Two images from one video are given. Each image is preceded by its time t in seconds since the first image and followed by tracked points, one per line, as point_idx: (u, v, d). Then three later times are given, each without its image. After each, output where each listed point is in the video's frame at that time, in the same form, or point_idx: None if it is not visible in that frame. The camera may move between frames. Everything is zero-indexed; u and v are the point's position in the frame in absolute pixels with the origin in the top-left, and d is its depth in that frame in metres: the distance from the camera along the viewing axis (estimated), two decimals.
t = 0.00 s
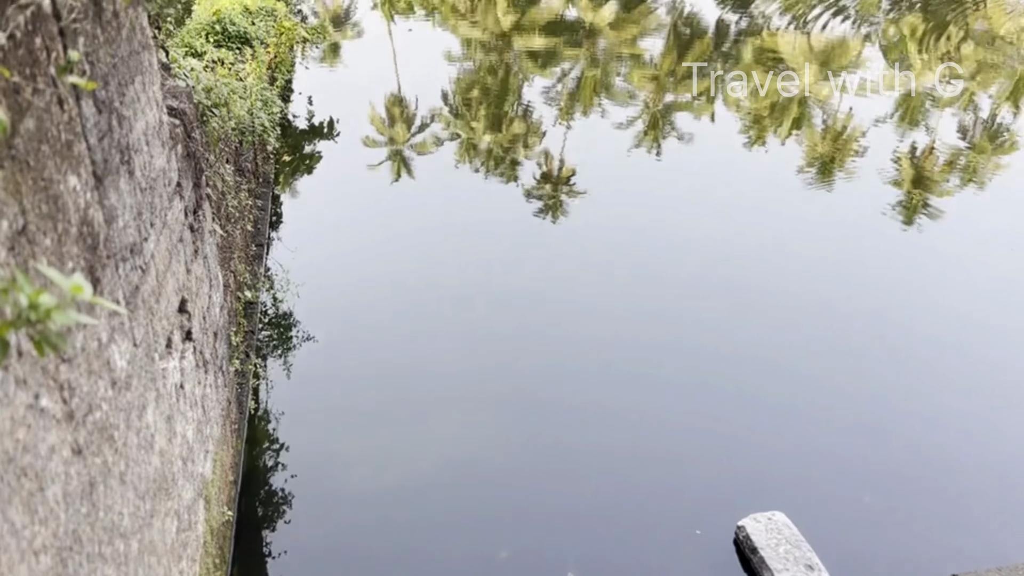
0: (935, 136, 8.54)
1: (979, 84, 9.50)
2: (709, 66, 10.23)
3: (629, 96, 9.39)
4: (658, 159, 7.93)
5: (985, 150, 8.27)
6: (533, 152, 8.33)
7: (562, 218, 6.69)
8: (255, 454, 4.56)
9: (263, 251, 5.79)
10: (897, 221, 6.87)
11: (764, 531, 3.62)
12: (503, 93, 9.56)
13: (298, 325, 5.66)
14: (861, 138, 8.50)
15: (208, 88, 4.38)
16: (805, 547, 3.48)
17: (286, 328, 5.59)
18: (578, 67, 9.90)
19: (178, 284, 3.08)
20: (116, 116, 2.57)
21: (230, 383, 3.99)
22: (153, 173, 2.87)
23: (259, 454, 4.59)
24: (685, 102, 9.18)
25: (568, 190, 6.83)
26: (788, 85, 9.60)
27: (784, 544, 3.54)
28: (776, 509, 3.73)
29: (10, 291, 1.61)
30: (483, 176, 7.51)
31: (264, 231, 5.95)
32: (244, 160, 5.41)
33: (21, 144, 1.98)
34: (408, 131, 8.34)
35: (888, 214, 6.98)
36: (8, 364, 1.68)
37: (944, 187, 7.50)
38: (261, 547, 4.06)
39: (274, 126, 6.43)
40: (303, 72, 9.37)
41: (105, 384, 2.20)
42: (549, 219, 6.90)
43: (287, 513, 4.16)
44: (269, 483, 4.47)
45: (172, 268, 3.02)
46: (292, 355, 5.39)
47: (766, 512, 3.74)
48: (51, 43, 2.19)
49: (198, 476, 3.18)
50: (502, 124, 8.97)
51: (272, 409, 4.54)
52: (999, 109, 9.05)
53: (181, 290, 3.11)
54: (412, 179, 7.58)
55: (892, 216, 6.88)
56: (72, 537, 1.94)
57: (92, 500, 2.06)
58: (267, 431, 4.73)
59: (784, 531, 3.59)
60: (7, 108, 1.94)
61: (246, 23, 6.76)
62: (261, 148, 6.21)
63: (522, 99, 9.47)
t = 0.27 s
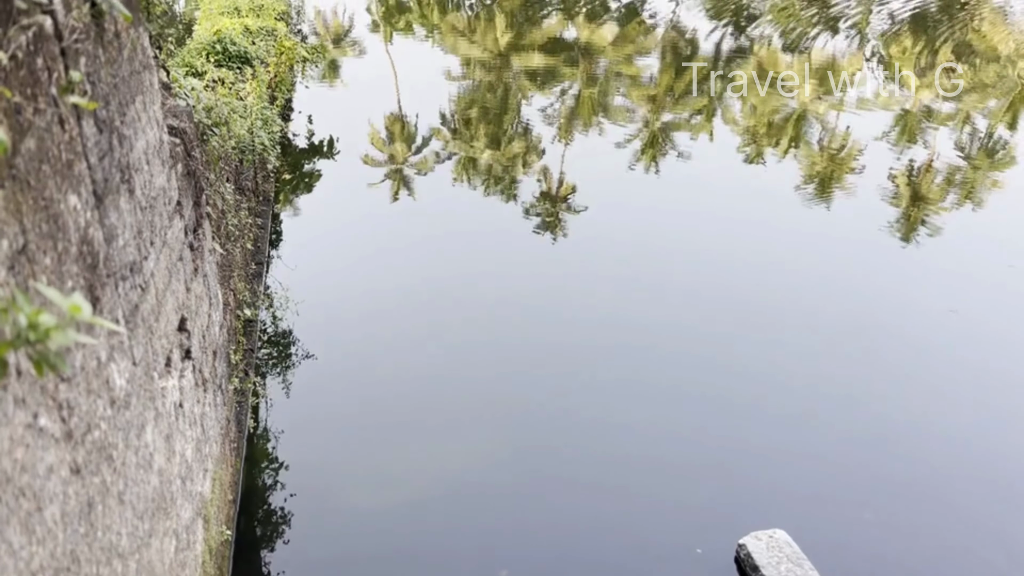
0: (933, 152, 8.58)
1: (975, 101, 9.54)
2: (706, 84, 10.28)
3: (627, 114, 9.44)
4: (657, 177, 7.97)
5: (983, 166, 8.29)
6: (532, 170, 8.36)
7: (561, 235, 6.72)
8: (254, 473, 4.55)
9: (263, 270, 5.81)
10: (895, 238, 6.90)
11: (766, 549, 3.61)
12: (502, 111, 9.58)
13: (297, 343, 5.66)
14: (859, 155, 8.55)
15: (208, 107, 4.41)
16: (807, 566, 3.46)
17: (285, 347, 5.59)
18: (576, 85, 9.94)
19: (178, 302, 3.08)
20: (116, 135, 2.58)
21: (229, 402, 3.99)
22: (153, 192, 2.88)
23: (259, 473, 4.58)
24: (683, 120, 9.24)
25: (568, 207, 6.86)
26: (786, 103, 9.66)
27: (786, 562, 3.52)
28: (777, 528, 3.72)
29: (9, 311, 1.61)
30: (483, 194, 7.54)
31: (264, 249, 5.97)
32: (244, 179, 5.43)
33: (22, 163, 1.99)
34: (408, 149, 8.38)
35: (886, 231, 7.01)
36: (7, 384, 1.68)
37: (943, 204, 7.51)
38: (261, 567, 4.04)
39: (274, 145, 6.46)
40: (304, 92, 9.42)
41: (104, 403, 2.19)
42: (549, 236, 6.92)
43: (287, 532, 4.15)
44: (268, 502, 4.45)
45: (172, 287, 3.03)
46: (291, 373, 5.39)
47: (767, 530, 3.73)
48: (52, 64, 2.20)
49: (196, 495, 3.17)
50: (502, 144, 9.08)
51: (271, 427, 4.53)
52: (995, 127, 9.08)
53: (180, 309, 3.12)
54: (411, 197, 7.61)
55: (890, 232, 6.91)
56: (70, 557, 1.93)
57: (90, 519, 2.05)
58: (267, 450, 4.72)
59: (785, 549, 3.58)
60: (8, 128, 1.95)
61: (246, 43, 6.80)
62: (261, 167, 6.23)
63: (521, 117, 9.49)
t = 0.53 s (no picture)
0: (931, 168, 8.60)
1: (972, 119, 9.57)
2: (705, 101, 10.32)
3: (626, 131, 9.48)
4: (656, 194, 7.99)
5: (982, 182, 8.31)
6: (532, 187, 8.37)
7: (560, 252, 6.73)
8: (254, 491, 4.54)
9: (262, 288, 5.81)
10: (895, 254, 6.93)
11: (768, 567, 3.58)
12: (501, 129, 9.60)
13: (297, 360, 5.65)
14: (857, 172, 8.59)
15: (209, 126, 4.43)
16: None
17: (285, 364, 5.59)
18: (575, 102, 9.98)
19: (178, 320, 3.08)
20: (117, 154, 2.59)
21: (229, 420, 3.98)
22: (153, 210, 2.88)
23: (259, 491, 4.57)
24: (682, 137, 9.29)
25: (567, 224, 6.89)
26: (784, 120, 9.73)
27: None
28: (779, 546, 3.70)
29: (9, 330, 1.62)
30: (482, 211, 7.56)
31: (264, 267, 5.97)
32: (245, 198, 5.44)
33: (22, 182, 2.00)
34: (407, 167, 8.41)
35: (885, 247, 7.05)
36: (6, 403, 1.67)
37: (942, 220, 7.52)
38: None
39: (274, 163, 6.47)
40: (304, 110, 9.46)
41: (103, 422, 2.18)
42: (548, 254, 6.94)
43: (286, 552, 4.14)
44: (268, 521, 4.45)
45: (172, 305, 3.03)
46: (291, 391, 5.38)
47: (769, 548, 3.71)
48: (54, 83, 2.21)
49: (195, 514, 3.15)
50: (502, 161, 9.12)
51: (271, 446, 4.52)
52: (993, 144, 9.09)
53: (180, 327, 3.12)
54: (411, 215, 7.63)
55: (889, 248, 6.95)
56: None
57: (88, 539, 2.04)
58: (266, 469, 4.71)
59: (787, 567, 3.56)
60: (9, 147, 1.95)
61: (247, 62, 6.83)
62: (261, 185, 6.24)
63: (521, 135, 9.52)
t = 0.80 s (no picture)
0: (929, 185, 8.61)
1: (970, 135, 9.59)
2: (704, 119, 10.40)
3: (626, 148, 9.49)
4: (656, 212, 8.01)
5: (981, 198, 8.30)
6: (532, 204, 8.38)
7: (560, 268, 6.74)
8: (254, 509, 4.53)
9: (263, 305, 5.81)
10: (892, 267, 7.03)
11: None
12: (501, 147, 9.64)
13: (297, 378, 5.65)
14: (843, 176, 8.93)
15: (210, 144, 4.44)
16: None
17: (285, 382, 5.58)
18: (575, 119, 10.01)
19: (178, 337, 3.08)
20: (118, 172, 2.60)
21: (229, 437, 3.97)
22: (154, 228, 2.89)
23: (258, 509, 4.56)
24: (674, 144, 9.55)
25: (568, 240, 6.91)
26: (782, 134, 9.91)
27: None
28: (781, 563, 3.68)
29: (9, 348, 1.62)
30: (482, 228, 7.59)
31: (264, 284, 5.97)
32: (245, 215, 5.45)
33: (24, 201, 2.01)
34: (407, 185, 8.43)
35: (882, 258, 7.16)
36: (5, 422, 1.67)
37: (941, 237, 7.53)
38: None
39: (275, 181, 6.48)
40: (305, 128, 9.50)
41: (102, 440, 2.18)
42: (549, 270, 6.96)
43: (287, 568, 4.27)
44: (267, 539, 4.44)
45: (172, 322, 3.03)
46: (291, 409, 5.38)
47: (771, 565, 3.69)
48: (56, 102, 2.23)
49: (195, 533, 3.14)
50: (501, 179, 9.18)
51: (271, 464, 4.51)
52: (991, 159, 9.09)
53: (180, 344, 3.12)
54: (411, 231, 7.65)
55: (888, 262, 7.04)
56: None
57: (88, 558, 2.03)
58: (266, 487, 4.70)
59: None
60: (11, 166, 1.96)
61: (248, 80, 6.88)
62: (261, 203, 6.24)
63: (520, 152, 9.53)
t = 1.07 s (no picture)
0: (929, 200, 8.61)
1: (969, 150, 9.60)
2: (703, 135, 10.38)
3: (625, 164, 9.50)
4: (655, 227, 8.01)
5: (981, 213, 8.30)
6: (532, 220, 8.37)
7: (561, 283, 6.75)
8: (254, 528, 4.50)
9: (264, 323, 5.81)
10: (894, 285, 6.97)
11: None
12: (501, 164, 9.66)
13: (297, 395, 5.64)
14: (856, 204, 8.62)
15: (211, 161, 4.46)
16: None
17: (285, 399, 5.57)
18: (574, 136, 10.04)
19: (178, 355, 3.08)
20: (120, 190, 2.60)
21: (229, 455, 3.96)
22: (155, 246, 2.89)
23: (258, 527, 4.54)
24: (681, 170, 9.35)
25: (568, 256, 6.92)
26: (782, 152, 9.83)
27: None
28: None
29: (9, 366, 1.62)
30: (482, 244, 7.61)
31: (265, 301, 5.97)
32: (246, 232, 5.46)
33: (25, 219, 2.01)
34: (408, 201, 8.44)
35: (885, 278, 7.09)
36: (5, 440, 1.67)
37: (941, 252, 7.54)
38: None
39: (275, 198, 6.49)
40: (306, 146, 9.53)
41: (102, 458, 2.17)
42: (549, 285, 6.97)
43: None
44: (268, 558, 4.41)
45: (173, 340, 3.03)
46: (291, 427, 5.36)
47: None
48: (58, 121, 2.24)
49: (194, 551, 3.12)
50: (502, 195, 9.11)
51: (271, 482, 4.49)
52: (990, 174, 9.07)
53: (181, 362, 3.11)
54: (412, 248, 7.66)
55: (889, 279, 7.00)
56: None
57: None
58: (266, 505, 4.68)
59: None
60: (13, 184, 1.97)
61: (250, 98, 6.92)
62: (262, 220, 6.25)
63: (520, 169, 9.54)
